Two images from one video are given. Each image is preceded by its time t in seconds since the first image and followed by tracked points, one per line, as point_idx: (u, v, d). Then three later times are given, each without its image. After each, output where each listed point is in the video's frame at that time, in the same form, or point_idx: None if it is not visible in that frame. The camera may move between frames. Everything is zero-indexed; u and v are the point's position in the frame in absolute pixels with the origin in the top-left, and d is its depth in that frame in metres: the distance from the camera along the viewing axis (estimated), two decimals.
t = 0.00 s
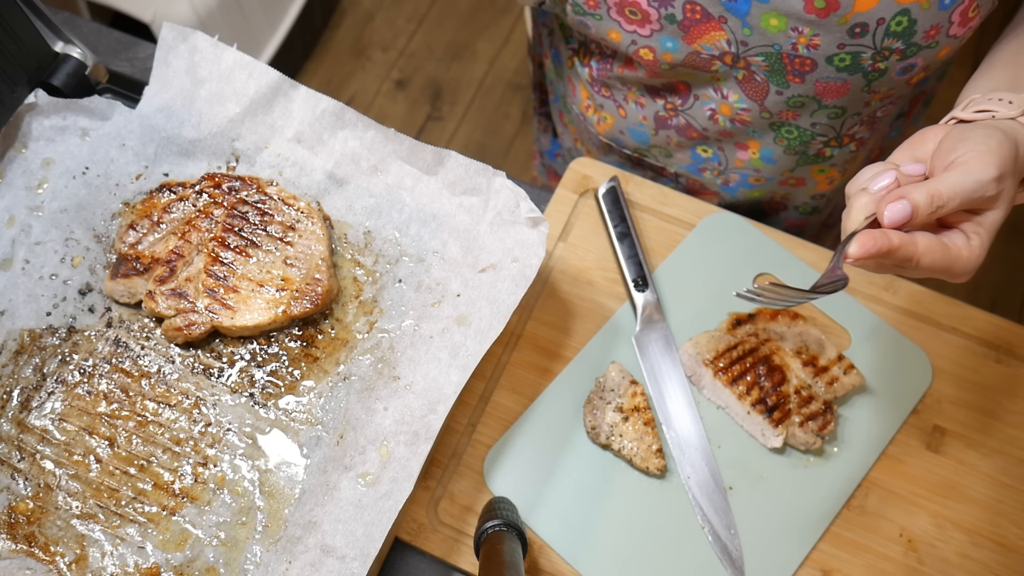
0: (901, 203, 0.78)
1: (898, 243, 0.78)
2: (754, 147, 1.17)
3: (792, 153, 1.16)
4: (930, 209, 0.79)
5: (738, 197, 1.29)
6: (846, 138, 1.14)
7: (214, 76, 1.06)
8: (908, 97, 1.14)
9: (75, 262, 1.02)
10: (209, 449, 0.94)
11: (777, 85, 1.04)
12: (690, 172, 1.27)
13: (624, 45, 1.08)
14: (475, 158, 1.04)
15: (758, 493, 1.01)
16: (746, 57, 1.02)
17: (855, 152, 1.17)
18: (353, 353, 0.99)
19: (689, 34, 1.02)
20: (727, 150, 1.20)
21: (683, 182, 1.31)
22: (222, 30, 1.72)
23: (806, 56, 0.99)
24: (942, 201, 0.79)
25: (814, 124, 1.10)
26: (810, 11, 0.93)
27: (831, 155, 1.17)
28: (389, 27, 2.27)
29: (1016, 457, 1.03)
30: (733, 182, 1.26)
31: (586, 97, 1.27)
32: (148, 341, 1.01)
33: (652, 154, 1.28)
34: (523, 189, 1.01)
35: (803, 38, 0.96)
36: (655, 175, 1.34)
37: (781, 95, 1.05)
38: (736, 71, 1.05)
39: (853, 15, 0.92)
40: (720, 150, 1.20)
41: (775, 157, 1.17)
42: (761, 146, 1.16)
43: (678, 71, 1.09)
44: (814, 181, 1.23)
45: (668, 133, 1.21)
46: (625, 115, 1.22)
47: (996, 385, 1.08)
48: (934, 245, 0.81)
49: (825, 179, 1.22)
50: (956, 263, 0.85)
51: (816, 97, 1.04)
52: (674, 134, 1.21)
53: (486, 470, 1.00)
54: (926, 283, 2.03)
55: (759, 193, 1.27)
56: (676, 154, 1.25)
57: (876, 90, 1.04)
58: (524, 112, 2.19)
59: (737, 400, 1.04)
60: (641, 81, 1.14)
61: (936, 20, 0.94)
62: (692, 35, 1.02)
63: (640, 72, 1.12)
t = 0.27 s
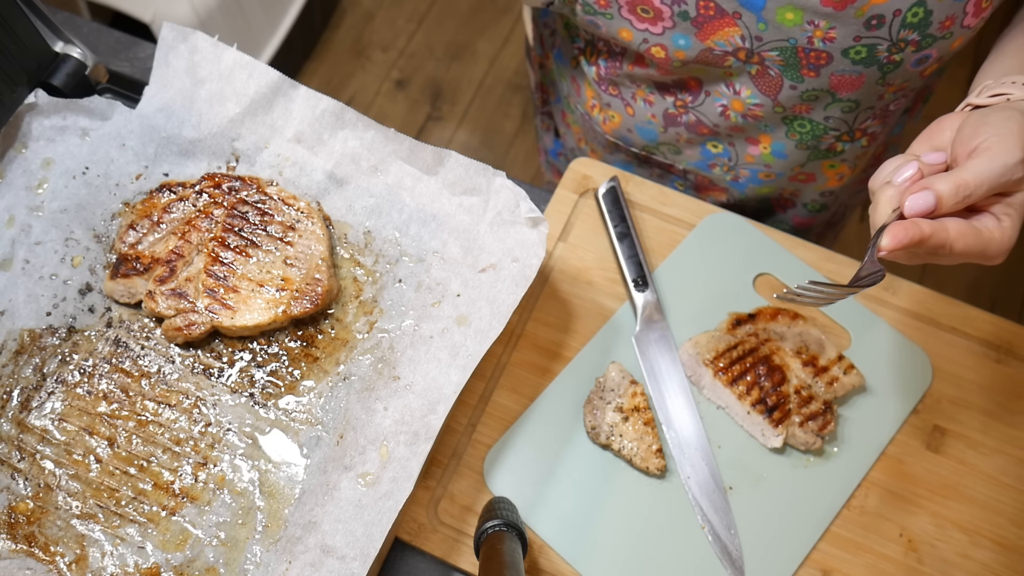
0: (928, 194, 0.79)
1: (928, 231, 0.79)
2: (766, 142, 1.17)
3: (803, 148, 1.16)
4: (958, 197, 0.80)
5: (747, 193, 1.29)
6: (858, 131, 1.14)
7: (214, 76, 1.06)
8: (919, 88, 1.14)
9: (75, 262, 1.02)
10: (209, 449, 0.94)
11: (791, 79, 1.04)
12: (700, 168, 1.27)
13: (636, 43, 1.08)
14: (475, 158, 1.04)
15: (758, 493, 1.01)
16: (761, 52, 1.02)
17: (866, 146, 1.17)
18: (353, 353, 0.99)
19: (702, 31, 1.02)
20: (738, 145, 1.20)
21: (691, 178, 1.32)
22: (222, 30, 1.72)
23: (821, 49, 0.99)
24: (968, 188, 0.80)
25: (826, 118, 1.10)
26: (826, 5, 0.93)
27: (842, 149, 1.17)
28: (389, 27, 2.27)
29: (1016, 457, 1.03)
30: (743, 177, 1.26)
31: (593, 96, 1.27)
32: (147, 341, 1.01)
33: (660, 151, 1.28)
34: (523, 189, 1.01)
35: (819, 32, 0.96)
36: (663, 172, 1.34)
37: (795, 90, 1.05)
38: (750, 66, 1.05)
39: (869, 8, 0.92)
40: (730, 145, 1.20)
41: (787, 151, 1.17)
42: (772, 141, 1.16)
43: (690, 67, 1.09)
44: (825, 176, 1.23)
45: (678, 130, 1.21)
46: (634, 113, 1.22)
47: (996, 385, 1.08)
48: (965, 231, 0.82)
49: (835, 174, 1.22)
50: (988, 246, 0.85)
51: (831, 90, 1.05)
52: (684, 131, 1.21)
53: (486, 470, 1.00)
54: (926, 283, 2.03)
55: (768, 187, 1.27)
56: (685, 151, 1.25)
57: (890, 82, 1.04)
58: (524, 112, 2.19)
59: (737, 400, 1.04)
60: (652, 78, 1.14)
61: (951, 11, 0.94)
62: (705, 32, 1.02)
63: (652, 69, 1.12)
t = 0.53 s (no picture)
0: (940, 193, 0.79)
1: (939, 229, 0.79)
2: (771, 140, 1.17)
3: (808, 145, 1.16)
4: (971, 197, 0.80)
5: (752, 191, 1.29)
6: (864, 129, 1.14)
7: (214, 76, 1.06)
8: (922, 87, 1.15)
9: (75, 262, 1.02)
10: (209, 449, 0.94)
11: (798, 77, 1.04)
12: (704, 167, 1.27)
13: (641, 43, 1.08)
14: (475, 158, 1.04)
15: (757, 493, 1.01)
16: (767, 51, 1.02)
17: (871, 143, 1.18)
18: (353, 353, 0.99)
19: (707, 30, 1.02)
20: (743, 143, 1.20)
21: (695, 177, 1.31)
22: (222, 30, 1.72)
23: (828, 47, 0.99)
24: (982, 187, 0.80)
25: (832, 116, 1.10)
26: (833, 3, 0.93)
27: (848, 147, 1.17)
28: (389, 27, 2.27)
29: (1016, 457, 1.03)
30: (748, 176, 1.26)
31: (595, 97, 1.27)
32: (147, 341, 1.01)
33: (663, 150, 1.28)
34: (523, 189, 1.01)
35: (825, 29, 0.97)
36: (666, 172, 1.34)
37: (801, 88, 1.06)
38: (756, 64, 1.05)
39: (876, 5, 0.92)
40: (735, 143, 1.20)
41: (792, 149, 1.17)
42: (778, 138, 1.16)
43: (696, 67, 1.09)
44: (830, 173, 1.23)
45: (682, 129, 1.21)
46: (637, 113, 1.22)
47: (996, 385, 1.08)
48: (977, 228, 0.82)
49: (840, 171, 1.22)
50: (1001, 243, 0.85)
51: (837, 88, 1.05)
52: (688, 131, 1.21)
53: (486, 470, 1.00)
54: (926, 284, 2.03)
55: (773, 185, 1.27)
56: (689, 150, 1.25)
57: (897, 79, 1.04)
58: (524, 112, 2.19)
59: (737, 400, 1.04)
60: (657, 77, 1.14)
61: (957, 7, 0.94)
62: (711, 32, 1.02)
63: (657, 69, 1.12)
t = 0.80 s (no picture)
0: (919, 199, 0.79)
1: (920, 231, 0.78)
2: (770, 140, 1.17)
3: (807, 146, 1.16)
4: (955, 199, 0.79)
5: (751, 191, 1.29)
6: (863, 130, 1.13)
7: (214, 76, 1.06)
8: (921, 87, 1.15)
9: (75, 262, 1.02)
10: (209, 449, 0.94)
11: (796, 78, 1.04)
12: (703, 167, 1.27)
13: (639, 44, 1.08)
14: (475, 158, 1.04)
15: (757, 493, 1.01)
16: (765, 52, 1.02)
17: (870, 144, 1.17)
18: (353, 353, 0.99)
19: (705, 31, 1.02)
20: (742, 144, 1.20)
21: (695, 177, 1.31)
22: (222, 30, 1.72)
23: (826, 48, 0.99)
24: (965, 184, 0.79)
25: (830, 116, 1.10)
26: (831, 4, 0.93)
27: (847, 148, 1.17)
28: (389, 27, 2.27)
29: (1016, 457, 1.03)
30: (747, 176, 1.26)
31: (594, 97, 1.27)
32: (147, 341, 1.01)
33: (663, 151, 1.28)
34: (523, 189, 1.01)
35: (823, 30, 0.96)
36: (665, 172, 1.34)
37: (799, 88, 1.05)
38: (754, 65, 1.05)
39: (874, 6, 0.92)
40: (734, 144, 1.20)
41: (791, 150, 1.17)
42: (776, 139, 1.16)
43: (694, 67, 1.09)
44: (829, 174, 1.23)
45: (681, 130, 1.21)
46: (636, 113, 1.22)
47: (996, 385, 1.08)
48: (967, 222, 0.80)
49: (839, 172, 1.22)
50: (1000, 234, 0.82)
51: (835, 89, 1.05)
52: (687, 131, 1.21)
53: (486, 470, 1.00)
54: (926, 283, 2.03)
55: (772, 185, 1.27)
56: (688, 150, 1.25)
57: (895, 80, 1.04)
58: (524, 112, 2.19)
59: (737, 400, 1.04)
60: (655, 78, 1.14)
61: (955, 7, 0.94)
62: (709, 32, 1.02)
63: (655, 69, 1.12)
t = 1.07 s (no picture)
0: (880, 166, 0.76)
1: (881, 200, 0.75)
2: (766, 142, 1.17)
3: (804, 148, 1.16)
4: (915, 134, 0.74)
5: (747, 193, 1.29)
6: (859, 131, 1.14)
7: (214, 76, 1.06)
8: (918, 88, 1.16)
9: (75, 262, 1.02)
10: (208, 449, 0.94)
11: (792, 79, 1.04)
12: (700, 168, 1.27)
13: (635, 44, 1.08)
14: (475, 159, 1.04)
15: (758, 493, 1.01)
16: (762, 52, 1.02)
17: (867, 145, 1.19)
18: (353, 353, 0.99)
19: (702, 31, 1.02)
20: (738, 145, 1.20)
21: (692, 178, 1.32)
22: (222, 30, 1.72)
23: (823, 49, 0.99)
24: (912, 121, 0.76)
25: (828, 118, 1.10)
26: (829, 4, 0.93)
27: (844, 149, 1.18)
28: (389, 27, 2.27)
29: (1016, 457, 1.03)
30: (744, 177, 1.26)
31: (591, 98, 1.27)
32: (147, 342, 1.01)
33: (660, 151, 1.28)
34: (523, 189, 1.01)
35: (820, 31, 0.97)
36: (662, 172, 1.34)
37: (796, 90, 1.06)
38: (751, 65, 1.05)
39: (872, 6, 0.93)
40: (730, 145, 1.20)
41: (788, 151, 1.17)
42: (773, 140, 1.16)
43: (690, 67, 1.09)
44: (826, 176, 1.24)
45: (678, 130, 1.21)
46: (633, 114, 1.22)
47: (996, 385, 1.08)
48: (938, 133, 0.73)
49: (836, 173, 1.23)
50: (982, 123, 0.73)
51: (832, 90, 1.05)
52: (684, 132, 1.21)
53: (486, 470, 1.00)
54: (926, 283, 2.03)
55: (768, 187, 1.27)
56: (685, 150, 1.25)
57: (892, 82, 1.05)
58: (524, 112, 2.19)
59: (737, 400, 1.04)
60: (652, 78, 1.14)
61: (953, 9, 0.95)
62: (706, 32, 1.02)
63: (652, 69, 1.12)
